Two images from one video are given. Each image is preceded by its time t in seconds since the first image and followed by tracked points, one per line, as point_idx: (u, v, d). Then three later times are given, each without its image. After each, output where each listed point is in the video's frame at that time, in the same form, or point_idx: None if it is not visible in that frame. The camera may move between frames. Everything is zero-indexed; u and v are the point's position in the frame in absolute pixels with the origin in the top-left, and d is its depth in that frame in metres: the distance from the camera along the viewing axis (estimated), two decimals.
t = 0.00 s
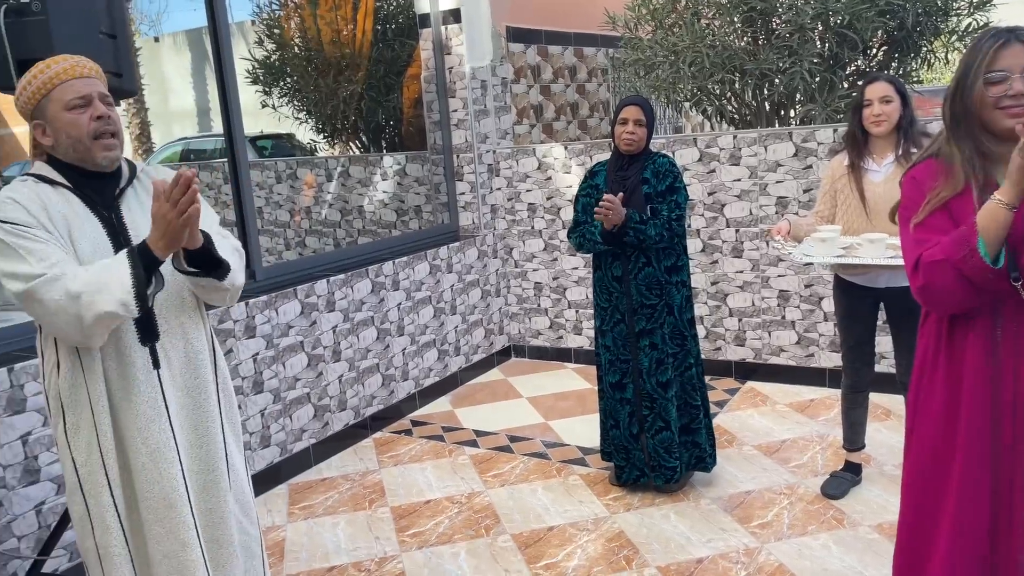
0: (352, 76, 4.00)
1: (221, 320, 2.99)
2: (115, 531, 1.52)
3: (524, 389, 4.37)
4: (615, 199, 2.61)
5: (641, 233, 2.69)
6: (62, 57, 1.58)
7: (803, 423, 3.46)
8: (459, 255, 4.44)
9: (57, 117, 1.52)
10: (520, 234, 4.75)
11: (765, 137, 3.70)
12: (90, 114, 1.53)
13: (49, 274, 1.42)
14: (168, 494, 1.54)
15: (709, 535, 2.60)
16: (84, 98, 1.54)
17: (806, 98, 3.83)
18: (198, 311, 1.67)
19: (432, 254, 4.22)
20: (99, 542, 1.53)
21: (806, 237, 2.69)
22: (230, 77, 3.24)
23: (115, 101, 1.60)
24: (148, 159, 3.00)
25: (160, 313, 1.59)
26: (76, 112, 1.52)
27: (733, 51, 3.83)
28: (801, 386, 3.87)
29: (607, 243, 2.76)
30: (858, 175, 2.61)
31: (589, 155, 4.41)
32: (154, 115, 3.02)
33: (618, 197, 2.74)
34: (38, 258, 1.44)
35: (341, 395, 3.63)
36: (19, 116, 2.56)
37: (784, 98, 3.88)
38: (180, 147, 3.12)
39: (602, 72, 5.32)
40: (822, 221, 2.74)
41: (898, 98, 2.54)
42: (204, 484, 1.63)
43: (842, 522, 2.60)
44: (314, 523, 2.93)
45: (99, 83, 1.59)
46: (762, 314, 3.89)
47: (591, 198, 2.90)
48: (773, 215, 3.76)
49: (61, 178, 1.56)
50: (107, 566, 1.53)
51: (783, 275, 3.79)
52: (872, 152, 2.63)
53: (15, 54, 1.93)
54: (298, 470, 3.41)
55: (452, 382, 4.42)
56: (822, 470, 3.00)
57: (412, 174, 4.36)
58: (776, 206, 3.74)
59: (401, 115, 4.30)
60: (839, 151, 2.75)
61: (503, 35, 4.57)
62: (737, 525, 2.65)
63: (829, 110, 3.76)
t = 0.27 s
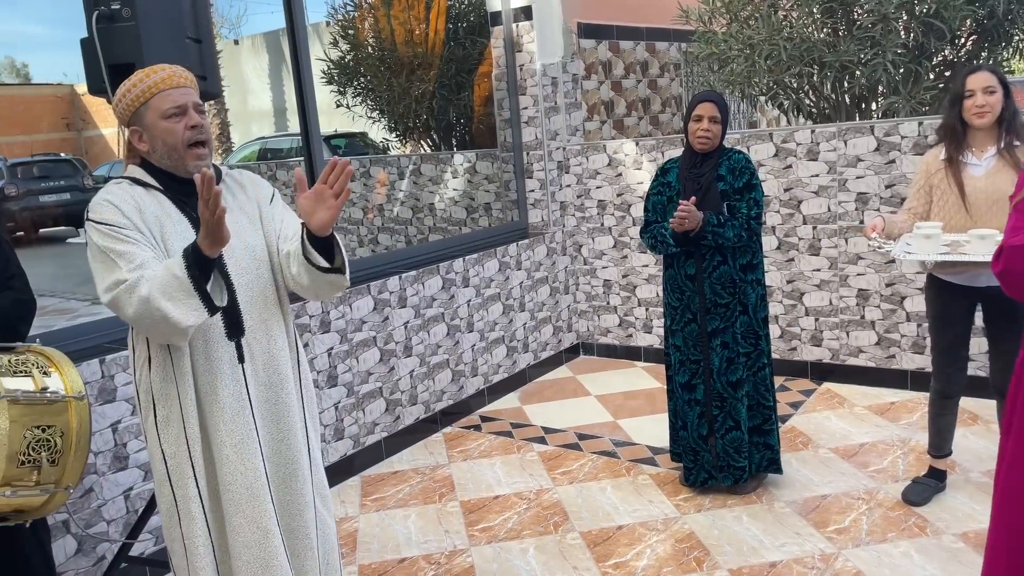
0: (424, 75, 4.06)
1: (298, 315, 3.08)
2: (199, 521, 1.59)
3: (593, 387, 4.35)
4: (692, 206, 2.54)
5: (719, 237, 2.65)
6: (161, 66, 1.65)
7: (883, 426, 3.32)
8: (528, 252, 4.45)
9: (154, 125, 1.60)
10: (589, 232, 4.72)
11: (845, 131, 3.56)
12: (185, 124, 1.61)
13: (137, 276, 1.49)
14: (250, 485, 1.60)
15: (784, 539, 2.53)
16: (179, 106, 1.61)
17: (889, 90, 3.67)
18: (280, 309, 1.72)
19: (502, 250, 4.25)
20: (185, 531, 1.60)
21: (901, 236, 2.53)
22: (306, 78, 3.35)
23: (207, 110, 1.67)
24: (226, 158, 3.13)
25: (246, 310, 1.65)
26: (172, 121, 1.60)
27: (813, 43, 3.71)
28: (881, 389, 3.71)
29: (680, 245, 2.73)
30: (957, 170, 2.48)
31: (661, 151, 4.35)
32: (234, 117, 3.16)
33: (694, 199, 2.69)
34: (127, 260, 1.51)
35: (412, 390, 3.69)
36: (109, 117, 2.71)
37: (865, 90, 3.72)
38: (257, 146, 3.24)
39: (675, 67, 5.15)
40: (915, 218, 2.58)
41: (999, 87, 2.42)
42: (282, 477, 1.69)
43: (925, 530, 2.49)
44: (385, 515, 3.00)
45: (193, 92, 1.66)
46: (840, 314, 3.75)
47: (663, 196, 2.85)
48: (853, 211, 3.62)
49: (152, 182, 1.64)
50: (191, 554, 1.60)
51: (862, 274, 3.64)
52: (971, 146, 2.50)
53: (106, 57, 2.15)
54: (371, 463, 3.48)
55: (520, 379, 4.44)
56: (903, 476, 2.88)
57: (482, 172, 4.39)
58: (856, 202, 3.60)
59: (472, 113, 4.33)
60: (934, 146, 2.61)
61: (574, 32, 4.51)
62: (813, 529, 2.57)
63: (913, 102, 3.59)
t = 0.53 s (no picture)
0: (491, 75, 4.09)
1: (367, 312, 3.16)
2: (280, 508, 1.65)
3: (660, 387, 4.30)
4: (757, 199, 2.50)
5: (787, 232, 2.57)
6: (247, 66, 1.72)
7: (965, 432, 3.18)
8: (593, 250, 4.43)
9: (242, 120, 1.66)
10: (656, 230, 4.67)
11: (925, 125, 3.42)
12: (271, 118, 1.67)
13: (234, 267, 1.57)
14: (328, 475, 1.65)
15: (857, 546, 2.45)
16: (265, 102, 1.67)
17: (972, 83, 3.50)
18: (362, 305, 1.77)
19: (567, 249, 4.25)
20: (267, 517, 1.67)
21: (1004, 236, 2.41)
22: (375, 79, 3.43)
23: (292, 105, 1.73)
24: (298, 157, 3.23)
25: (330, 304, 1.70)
26: (258, 115, 1.66)
27: (891, 34, 3.58)
28: (962, 393, 3.55)
29: (749, 242, 2.66)
30: None
31: (731, 148, 4.30)
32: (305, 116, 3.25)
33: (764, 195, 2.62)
34: (222, 253, 1.60)
35: (477, 387, 3.73)
36: (186, 117, 2.75)
37: (947, 82, 3.56)
38: (327, 145, 3.33)
39: (744, 62, 4.90)
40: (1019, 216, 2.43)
41: None
42: (358, 469, 1.74)
43: (1009, 542, 2.37)
44: (450, 511, 3.04)
45: (277, 88, 1.72)
46: (918, 315, 3.61)
47: (732, 193, 2.79)
48: (933, 209, 3.47)
49: (242, 179, 1.71)
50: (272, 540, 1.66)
51: (943, 273, 3.49)
52: None
53: (188, 61, 2.30)
54: (437, 458, 3.53)
55: (585, 378, 4.42)
56: (985, 484, 2.75)
57: (548, 170, 4.39)
58: (936, 199, 3.45)
59: (539, 110, 4.33)
60: None
61: (641, 28, 4.54)
62: (888, 537, 2.48)
63: (999, 95, 3.43)
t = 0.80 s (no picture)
0: (550, 74, 4.09)
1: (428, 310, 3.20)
2: (356, 499, 1.70)
3: (720, 388, 4.24)
4: (818, 204, 2.45)
5: (851, 236, 2.49)
6: (336, 67, 1.77)
7: None
8: (653, 250, 4.38)
9: (329, 119, 1.72)
10: (718, 229, 4.59)
11: (1003, 121, 3.27)
12: (357, 118, 1.72)
13: (317, 261, 1.62)
14: (402, 468, 1.68)
15: (926, 556, 2.37)
16: (352, 103, 1.72)
17: None
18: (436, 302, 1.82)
19: (626, 248, 4.21)
20: (344, 507, 1.71)
21: None
22: (437, 81, 3.48)
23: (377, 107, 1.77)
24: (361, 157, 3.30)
25: (407, 301, 1.76)
26: (345, 115, 1.72)
27: (966, 27, 3.45)
28: None
29: (813, 245, 2.61)
30: None
31: (796, 146, 4.20)
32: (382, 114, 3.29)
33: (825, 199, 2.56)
34: (306, 248, 1.65)
35: (535, 386, 3.74)
36: (253, 119, 2.81)
37: None
38: (389, 146, 3.38)
39: (811, 58, 4.97)
40: None
41: None
42: (432, 464, 1.77)
43: None
44: (507, 510, 3.05)
45: (364, 90, 1.77)
46: (994, 318, 3.45)
47: (797, 192, 2.74)
48: (1012, 207, 3.31)
49: (326, 176, 1.78)
50: (349, 530, 1.71)
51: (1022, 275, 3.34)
52: None
53: (256, 65, 2.38)
54: (494, 457, 3.56)
55: (644, 378, 4.39)
56: None
57: (608, 169, 4.38)
58: (1015, 197, 3.29)
59: (599, 109, 4.33)
60: None
61: (705, 24, 4.48)
62: (960, 548, 2.39)
63: None
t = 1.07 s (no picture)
0: (608, 72, 4.10)
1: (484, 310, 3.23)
2: (423, 491, 1.73)
3: (780, 392, 4.15)
4: (878, 199, 2.39)
5: (913, 235, 2.42)
6: (419, 65, 1.80)
7: None
8: (711, 250, 4.32)
9: (412, 116, 1.75)
10: (779, 229, 4.50)
11: None
12: (439, 117, 1.75)
13: (395, 254, 1.67)
14: (467, 463, 1.72)
15: (997, 569, 2.29)
16: (435, 101, 1.75)
17: None
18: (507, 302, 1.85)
19: (684, 248, 4.16)
20: (408, 498, 1.75)
21: None
22: (494, 82, 3.51)
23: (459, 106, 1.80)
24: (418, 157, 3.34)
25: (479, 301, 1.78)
26: (427, 113, 1.75)
27: None
28: None
29: (876, 243, 2.54)
30: None
31: (860, 144, 4.11)
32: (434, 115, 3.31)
33: (889, 196, 2.49)
34: (385, 241, 1.69)
35: (589, 387, 3.73)
36: (314, 121, 2.90)
37: None
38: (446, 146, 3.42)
39: (878, 53, 4.72)
40: None
41: None
42: (499, 462, 1.79)
43: None
44: (561, 510, 3.06)
45: (447, 88, 1.80)
46: None
47: (862, 190, 2.66)
48: None
49: (407, 173, 1.82)
50: (413, 520, 1.75)
51: None
52: None
53: (316, 67, 2.44)
54: (548, 457, 3.57)
55: (701, 380, 4.33)
56: None
57: (665, 168, 4.35)
58: None
59: (657, 109, 4.29)
60: None
61: (765, 22, 4.36)
62: None
63: None
